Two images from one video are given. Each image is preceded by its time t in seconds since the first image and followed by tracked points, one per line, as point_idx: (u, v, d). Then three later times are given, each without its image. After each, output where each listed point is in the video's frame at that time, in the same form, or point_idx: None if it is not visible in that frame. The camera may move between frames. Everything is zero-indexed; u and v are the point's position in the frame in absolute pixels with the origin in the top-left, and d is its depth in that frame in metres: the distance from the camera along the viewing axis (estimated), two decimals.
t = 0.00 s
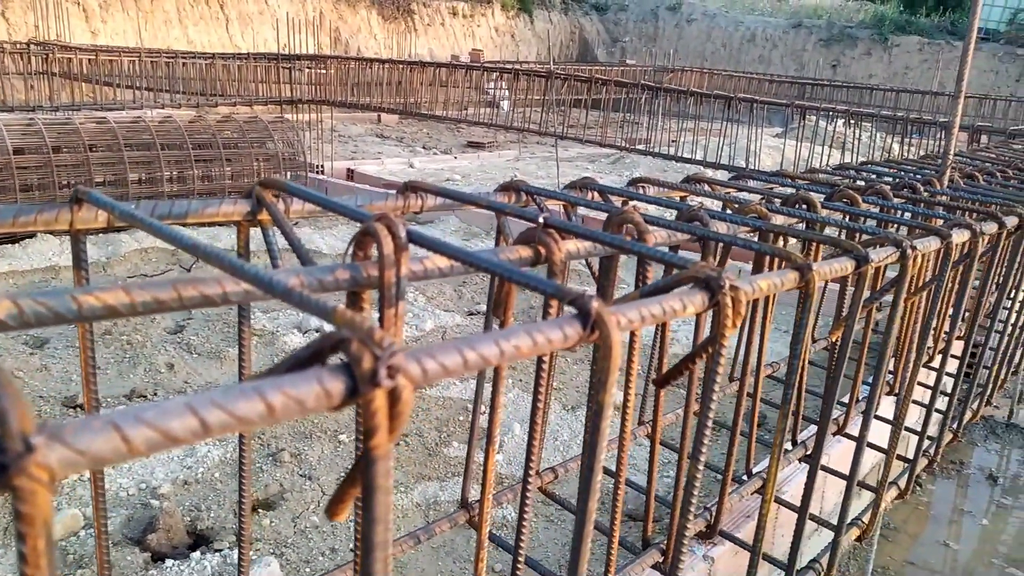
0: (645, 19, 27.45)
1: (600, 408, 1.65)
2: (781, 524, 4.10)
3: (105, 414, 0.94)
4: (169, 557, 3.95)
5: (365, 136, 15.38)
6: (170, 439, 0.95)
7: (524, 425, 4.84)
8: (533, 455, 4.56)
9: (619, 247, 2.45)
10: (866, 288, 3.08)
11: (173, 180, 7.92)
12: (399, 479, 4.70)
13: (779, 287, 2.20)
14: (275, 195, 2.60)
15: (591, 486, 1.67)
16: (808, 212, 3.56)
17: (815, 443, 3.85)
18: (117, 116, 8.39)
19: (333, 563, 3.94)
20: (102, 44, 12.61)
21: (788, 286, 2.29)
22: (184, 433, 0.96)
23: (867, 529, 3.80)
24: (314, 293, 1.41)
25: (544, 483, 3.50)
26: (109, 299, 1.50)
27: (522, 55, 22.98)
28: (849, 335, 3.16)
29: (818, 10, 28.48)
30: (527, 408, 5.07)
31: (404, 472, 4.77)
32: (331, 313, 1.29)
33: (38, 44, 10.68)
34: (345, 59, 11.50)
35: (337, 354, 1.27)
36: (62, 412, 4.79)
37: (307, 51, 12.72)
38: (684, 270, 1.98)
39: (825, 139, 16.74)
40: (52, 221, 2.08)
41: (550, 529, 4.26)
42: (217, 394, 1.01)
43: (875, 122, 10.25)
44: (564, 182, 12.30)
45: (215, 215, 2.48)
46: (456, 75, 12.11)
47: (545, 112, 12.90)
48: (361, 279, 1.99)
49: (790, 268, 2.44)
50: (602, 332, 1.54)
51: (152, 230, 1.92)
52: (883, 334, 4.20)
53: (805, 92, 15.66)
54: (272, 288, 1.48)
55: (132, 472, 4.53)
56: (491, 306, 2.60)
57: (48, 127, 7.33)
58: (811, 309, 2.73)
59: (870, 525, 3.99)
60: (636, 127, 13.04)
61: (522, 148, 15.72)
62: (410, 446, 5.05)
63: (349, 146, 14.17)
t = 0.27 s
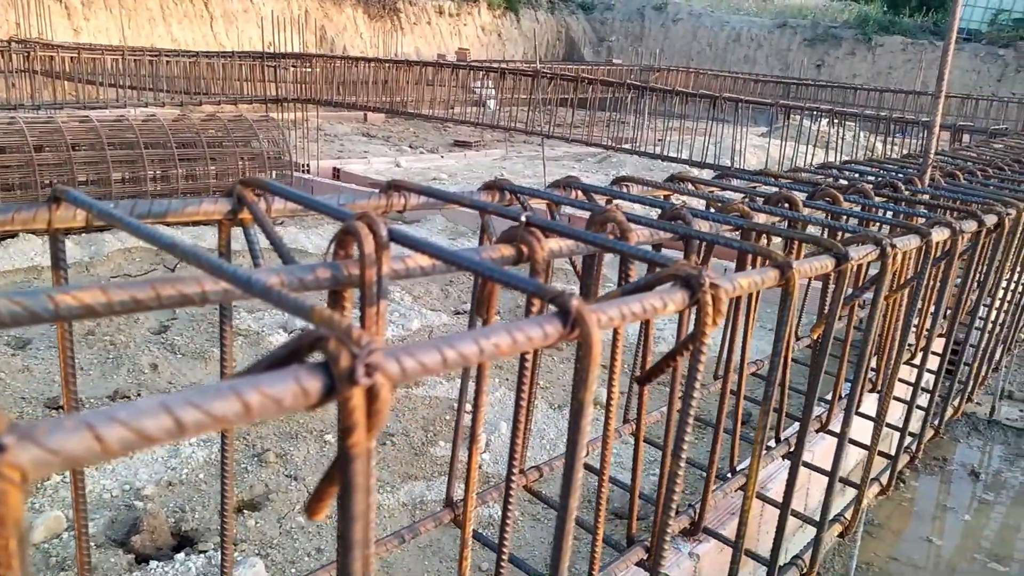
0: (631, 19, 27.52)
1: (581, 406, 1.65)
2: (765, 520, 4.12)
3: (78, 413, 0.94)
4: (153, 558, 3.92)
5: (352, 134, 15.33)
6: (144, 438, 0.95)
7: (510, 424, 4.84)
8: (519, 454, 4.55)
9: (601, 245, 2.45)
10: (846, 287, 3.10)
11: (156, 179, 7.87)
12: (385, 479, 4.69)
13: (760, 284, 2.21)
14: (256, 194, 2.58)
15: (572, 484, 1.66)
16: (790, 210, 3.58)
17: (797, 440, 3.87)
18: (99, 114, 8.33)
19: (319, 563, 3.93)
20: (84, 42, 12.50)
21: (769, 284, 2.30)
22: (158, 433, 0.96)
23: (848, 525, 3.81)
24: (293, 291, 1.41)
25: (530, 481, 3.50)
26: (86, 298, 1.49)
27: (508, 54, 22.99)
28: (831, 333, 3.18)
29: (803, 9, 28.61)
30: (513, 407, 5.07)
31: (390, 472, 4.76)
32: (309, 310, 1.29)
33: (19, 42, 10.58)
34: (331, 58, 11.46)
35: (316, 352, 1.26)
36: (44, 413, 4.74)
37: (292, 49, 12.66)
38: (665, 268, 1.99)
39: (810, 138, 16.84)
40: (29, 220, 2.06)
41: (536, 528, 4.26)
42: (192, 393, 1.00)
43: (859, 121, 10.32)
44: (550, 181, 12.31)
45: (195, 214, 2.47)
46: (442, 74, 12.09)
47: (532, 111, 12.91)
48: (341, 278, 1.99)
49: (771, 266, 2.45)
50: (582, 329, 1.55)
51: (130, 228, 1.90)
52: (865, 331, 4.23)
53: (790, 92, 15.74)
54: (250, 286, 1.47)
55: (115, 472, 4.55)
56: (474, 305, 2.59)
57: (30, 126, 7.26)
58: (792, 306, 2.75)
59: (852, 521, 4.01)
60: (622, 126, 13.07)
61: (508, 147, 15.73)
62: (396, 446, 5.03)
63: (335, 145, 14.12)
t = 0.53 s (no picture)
0: (623, 20, 27.59)
1: (568, 407, 1.65)
2: (755, 520, 4.12)
3: (58, 416, 0.93)
4: (144, 561, 3.91)
5: (344, 135, 15.31)
6: (124, 441, 0.95)
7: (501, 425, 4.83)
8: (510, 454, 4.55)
9: (589, 246, 2.45)
10: (834, 287, 3.11)
11: (147, 180, 7.83)
12: (377, 480, 4.68)
13: (747, 285, 2.22)
14: (244, 195, 2.57)
15: (559, 486, 1.66)
16: (779, 211, 3.58)
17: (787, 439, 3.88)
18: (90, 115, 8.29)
19: (310, 565, 3.92)
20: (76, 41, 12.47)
21: (757, 285, 2.31)
22: (139, 436, 0.96)
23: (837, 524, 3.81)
24: (277, 293, 1.40)
25: (521, 482, 3.49)
26: (70, 300, 1.48)
27: (501, 54, 23.00)
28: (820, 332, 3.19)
29: (794, 10, 28.73)
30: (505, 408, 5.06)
31: (382, 473, 4.75)
32: (293, 312, 1.29)
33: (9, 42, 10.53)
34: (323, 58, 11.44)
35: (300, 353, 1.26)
36: (33, 415, 4.72)
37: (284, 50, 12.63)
38: (652, 269, 1.99)
39: (802, 139, 16.89)
40: (14, 221, 2.05)
41: (528, 528, 4.25)
42: (172, 396, 1.00)
43: (849, 122, 10.36)
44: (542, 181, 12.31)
45: (182, 216, 2.46)
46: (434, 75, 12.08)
47: (524, 111, 12.92)
48: (328, 279, 1.98)
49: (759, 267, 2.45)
50: (569, 330, 1.54)
51: (115, 230, 1.89)
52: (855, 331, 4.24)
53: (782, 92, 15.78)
54: (235, 288, 1.46)
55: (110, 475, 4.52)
56: (463, 306, 2.59)
57: (19, 126, 7.22)
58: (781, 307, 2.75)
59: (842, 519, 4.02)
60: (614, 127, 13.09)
61: (501, 147, 15.74)
62: (388, 446, 5.02)
63: (327, 146, 14.10)
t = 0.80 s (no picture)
0: (607, 21, 27.69)
1: (549, 411, 1.65)
2: (740, 519, 4.14)
3: (33, 427, 0.93)
4: (127, 568, 3.87)
5: (329, 138, 15.27)
6: (100, 450, 0.95)
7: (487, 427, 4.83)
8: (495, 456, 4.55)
9: (571, 249, 2.45)
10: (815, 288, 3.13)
11: (129, 184, 7.77)
12: (362, 484, 4.66)
13: (728, 287, 2.23)
14: (225, 200, 2.56)
15: (541, 489, 1.66)
16: (760, 212, 3.61)
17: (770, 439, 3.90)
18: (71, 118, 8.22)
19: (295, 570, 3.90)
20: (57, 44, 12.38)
21: (738, 286, 2.32)
22: (115, 445, 0.96)
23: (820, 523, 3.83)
24: (257, 300, 1.39)
25: (506, 484, 3.49)
26: (47, 308, 1.47)
27: (485, 56, 23.03)
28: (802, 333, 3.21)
29: (776, 12, 28.92)
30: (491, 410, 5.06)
31: (368, 477, 4.73)
32: (272, 319, 1.28)
33: None
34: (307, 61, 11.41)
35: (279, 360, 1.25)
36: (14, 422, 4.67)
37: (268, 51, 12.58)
38: (633, 271, 2.00)
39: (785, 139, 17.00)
40: None
41: (513, 530, 4.25)
42: (149, 404, 1.00)
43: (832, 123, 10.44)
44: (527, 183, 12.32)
45: (163, 221, 2.44)
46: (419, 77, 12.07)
47: (509, 113, 12.93)
48: (308, 285, 1.97)
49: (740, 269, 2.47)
50: (549, 334, 1.55)
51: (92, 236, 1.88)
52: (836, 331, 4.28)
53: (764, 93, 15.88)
54: (214, 294, 1.45)
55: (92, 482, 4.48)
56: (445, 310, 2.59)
57: None
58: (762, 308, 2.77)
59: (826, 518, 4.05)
60: (599, 129, 13.13)
61: (486, 149, 15.75)
62: (374, 450, 5.01)
63: (311, 148, 14.06)
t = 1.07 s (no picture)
0: (592, 21, 27.74)
1: (531, 411, 1.65)
2: (724, 517, 4.16)
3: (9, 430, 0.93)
4: (110, 572, 3.84)
5: (314, 137, 15.22)
6: (76, 454, 0.94)
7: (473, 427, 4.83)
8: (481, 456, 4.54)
9: (554, 249, 2.45)
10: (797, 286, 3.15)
11: (111, 184, 7.71)
12: (348, 485, 4.65)
13: (709, 286, 2.24)
14: (205, 201, 2.54)
15: (523, 489, 1.66)
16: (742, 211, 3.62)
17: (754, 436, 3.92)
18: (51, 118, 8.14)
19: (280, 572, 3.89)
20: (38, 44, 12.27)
21: (719, 285, 2.33)
22: (92, 449, 0.95)
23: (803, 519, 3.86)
24: (237, 301, 1.38)
25: (492, 483, 3.49)
26: (24, 311, 1.45)
27: (470, 56, 23.02)
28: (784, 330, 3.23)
29: (760, 11, 29.06)
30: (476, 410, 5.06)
31: (353, 478, 4.72)
32: (251, 322, 1.27)
33: None
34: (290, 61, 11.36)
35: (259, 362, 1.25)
36: None
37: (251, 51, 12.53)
38: (615, 271, 2.00)
39: (769, 138, 17.09)
40: None
41: (500, 530, 4.25)
42: (127, 407, 0.99)
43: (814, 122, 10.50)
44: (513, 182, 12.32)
45: (142, 223, 2.43)
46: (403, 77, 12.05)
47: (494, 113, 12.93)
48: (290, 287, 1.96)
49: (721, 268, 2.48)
50: (530, 333, 1.55)
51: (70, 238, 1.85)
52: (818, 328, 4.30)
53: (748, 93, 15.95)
54: (193, 296, 1.44)
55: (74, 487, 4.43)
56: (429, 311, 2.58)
57: None
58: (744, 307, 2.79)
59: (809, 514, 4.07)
60: (584, 128, 13.15)
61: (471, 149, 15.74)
62: (359, 451, 5.00)
63: (295, 149, 14.01)
